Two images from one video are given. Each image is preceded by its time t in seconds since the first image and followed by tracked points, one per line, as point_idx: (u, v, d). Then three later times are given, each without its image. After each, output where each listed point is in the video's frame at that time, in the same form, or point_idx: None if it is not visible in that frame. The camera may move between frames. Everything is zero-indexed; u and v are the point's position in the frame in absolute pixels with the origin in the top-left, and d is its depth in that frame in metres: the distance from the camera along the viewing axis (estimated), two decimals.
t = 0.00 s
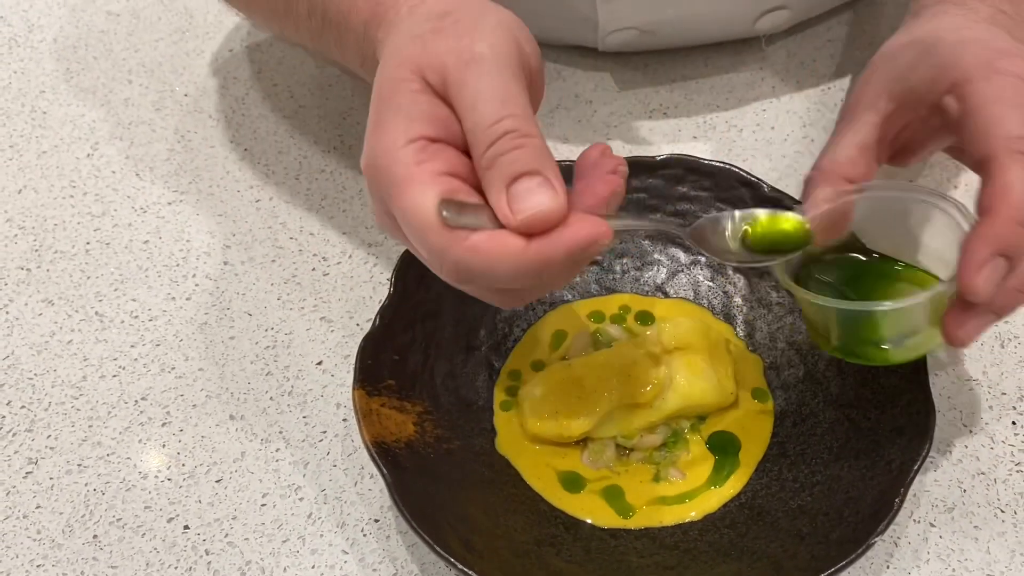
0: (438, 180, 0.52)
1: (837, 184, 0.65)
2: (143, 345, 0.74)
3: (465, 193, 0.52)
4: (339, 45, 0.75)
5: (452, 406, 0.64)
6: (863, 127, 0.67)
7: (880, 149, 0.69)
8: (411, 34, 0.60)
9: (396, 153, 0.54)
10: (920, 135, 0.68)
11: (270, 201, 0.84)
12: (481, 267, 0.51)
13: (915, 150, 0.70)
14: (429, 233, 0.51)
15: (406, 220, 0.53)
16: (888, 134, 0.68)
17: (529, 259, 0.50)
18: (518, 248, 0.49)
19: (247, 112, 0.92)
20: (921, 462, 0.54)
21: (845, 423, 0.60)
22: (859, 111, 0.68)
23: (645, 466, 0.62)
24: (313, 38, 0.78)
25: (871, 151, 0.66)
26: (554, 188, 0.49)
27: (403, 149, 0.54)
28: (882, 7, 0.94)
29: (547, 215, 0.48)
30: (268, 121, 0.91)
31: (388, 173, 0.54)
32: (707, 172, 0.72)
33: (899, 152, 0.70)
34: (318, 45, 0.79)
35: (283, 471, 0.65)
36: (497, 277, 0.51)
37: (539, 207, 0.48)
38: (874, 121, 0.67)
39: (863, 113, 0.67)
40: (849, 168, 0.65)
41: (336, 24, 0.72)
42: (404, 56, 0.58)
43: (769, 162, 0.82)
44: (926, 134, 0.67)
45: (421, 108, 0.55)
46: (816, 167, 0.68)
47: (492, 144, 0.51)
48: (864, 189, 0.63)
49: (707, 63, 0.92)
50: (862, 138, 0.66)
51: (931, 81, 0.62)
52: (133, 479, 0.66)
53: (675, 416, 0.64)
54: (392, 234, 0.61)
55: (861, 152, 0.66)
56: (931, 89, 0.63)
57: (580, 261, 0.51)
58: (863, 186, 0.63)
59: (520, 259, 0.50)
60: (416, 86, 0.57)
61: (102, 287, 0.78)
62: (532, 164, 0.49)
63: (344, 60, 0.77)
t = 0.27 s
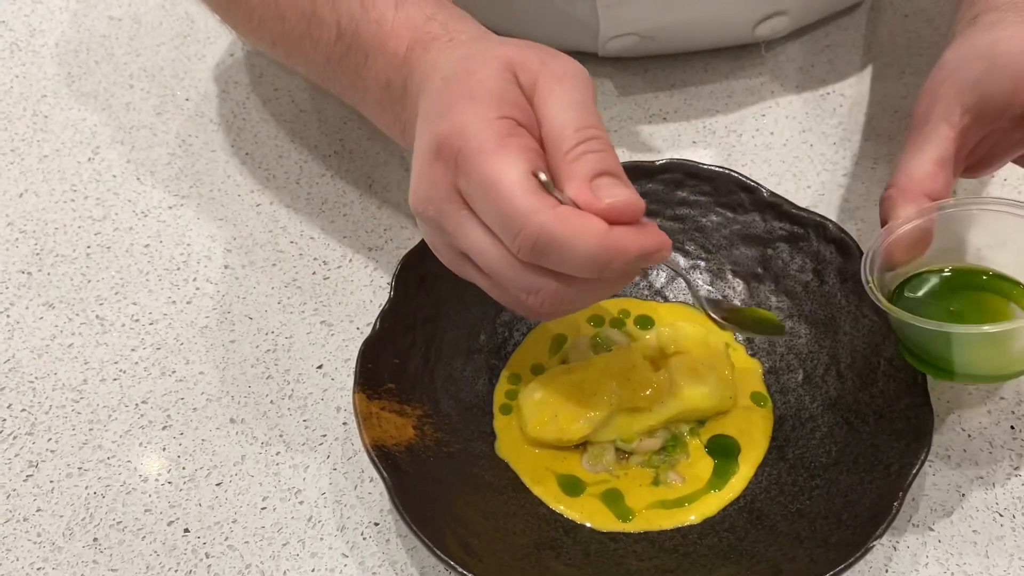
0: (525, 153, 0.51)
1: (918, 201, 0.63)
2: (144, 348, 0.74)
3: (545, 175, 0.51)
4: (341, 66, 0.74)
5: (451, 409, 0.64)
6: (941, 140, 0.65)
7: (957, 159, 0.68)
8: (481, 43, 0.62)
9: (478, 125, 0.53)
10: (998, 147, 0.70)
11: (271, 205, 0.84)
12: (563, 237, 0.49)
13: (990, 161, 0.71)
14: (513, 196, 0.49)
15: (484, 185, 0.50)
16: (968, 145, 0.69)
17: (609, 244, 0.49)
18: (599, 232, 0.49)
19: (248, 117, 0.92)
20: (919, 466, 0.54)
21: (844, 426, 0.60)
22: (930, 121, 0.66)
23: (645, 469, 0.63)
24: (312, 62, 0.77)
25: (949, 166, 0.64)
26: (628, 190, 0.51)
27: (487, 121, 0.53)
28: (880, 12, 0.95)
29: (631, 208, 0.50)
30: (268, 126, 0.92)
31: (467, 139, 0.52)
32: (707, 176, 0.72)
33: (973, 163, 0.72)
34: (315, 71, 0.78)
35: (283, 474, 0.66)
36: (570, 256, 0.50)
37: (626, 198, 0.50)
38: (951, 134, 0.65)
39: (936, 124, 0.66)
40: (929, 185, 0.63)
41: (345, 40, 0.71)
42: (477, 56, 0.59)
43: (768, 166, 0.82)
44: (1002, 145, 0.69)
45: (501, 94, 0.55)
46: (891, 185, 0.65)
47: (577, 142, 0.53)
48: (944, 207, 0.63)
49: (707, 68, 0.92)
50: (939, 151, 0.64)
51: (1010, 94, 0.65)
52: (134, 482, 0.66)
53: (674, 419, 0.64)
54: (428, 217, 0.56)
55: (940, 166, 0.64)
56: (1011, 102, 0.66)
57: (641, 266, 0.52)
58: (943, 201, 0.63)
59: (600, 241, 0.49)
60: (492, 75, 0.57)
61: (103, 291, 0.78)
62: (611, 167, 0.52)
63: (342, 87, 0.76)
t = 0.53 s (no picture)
0: (553, 172, 0.51)
1: (917, 198, 0.63)
2: (144, 352, 0.74)
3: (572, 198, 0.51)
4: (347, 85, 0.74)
5: (452, 413, 0.64)
6: (940, 139, 0.66)
7: (958, 158, 0.69)
8: (508, 70, 0.62)
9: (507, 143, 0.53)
10: (998, 148, 0.70)
11: (271, 209, 0.84)
12: (590, 255, 0.48)
13: (988, 162, 0.71)
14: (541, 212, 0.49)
15: (512, 199, 0.50)
16: (971, 143, 0.69)
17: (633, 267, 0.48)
18: (626, 255, 0.48)
19: (249, 121, 0.92)
20: (920, 471, 0.54)
21: (845, 431, 0.60)
22: (931, 121, 0.67)
23: (646, 474, 0.63)
24: (317, 84, 0.77)
25: (949, 164, 0.65)
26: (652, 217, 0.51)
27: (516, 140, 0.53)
28: (880, 16, 0.95)
29: (655, 236, 0.50)
30: (269, 129, 0.92)
31: (495, 155, 0.52)
32: (707, 181, 0.72)
33: (973, 163, 0.71)
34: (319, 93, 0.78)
35: (283, 478, 0.66)
36: (594, 275, 0.49)
37: (650, 226, 0.49)
38: (950, 132, 0.66)
39: (937, 123, 0.66)
40: (929, 183, 0.64)
41: (354, 57, 0.72)
42: (504, 80, 0.60)
43: (768, 171, 0.82)
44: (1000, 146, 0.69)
45: (529, 117, 0.56)
46: (891, 182, 0.66)
47: (603, 169, 0.53)
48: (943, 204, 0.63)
49: (707, 73, 0.93)
50: (938, 150, 0.65)
51: (1011, 94, 0.65)
52: (134, 486, 0.66)
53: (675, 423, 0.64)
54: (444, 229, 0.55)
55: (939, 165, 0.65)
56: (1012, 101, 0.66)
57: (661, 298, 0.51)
58: (943, 199, 0.63)
59: (625, 263, 0.48)
60: (522, 99, 0.57)
61: (103, 294, 0.78)
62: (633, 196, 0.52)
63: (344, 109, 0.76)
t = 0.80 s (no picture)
0: (477, 174, 0.49)
1: (923, 201, 0.63)
2: (144, 357, 0.74)
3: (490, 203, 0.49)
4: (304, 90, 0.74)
5: (453, 419, 0.64)
6: (947, 142, 0.65)
7: (965, 161, 0.68)
8: (456, 80, 0.61)
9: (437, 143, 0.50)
10: (1005, 150, 0.70)
11: (271, 213, 0.84)
12: (500, 262, 0.45)
13: (994, 164, 0.71)
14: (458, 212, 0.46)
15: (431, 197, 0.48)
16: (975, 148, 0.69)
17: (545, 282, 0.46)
18: (537, 269, 0.46)
19: (250, 125, 0.92)
20: (921, 479, 0.54)
21: (846, 437, 0.60)
22: (936, 125, 0.67)
23: (647, 481, 0.62)
24: (272, 86, 0.77)
25: (955, 169, 0.64)
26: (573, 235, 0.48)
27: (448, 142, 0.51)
28: (882, 21, 0.95)
29: (573, 252, 0.47)
30: (270, 133, 0.92)
31: (420, 152, 0.50)
32: (708, 186, 0.72)
33: (979, 166, 0.71)
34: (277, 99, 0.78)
35: (283, 484, 0.65)
36: (504, 284, 0.46)
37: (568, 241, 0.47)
38: (957, 135, 0.65)
39: (942, 127, 0.66)
40: (935, 185, 0.63)
41: (310, 61, 0.73)
42: (449, 87, 0.59)
43: (770, 176, 0.82)
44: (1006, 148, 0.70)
45: (466, 124, 0.54)
46: (897, 185, 0.65)
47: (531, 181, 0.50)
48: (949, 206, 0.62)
49: (708, 78, 0.92)
50: (944, 153, 0.64)
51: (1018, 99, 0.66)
52: (134, 491, 0.66)
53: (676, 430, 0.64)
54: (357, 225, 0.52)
55: (945, 168, 0.64)
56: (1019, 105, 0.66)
57: (574, 321, 0.48)
58: (950, 201, 0.62)
59: (537, 275, 0.46)
60: (461, 104, 0.56)
61: (104, 298, 0.78)
62: (558, 214, 0.49)
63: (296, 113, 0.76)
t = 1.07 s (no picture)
0: (454, 201, 0.50)
1: (898, 200, 0.63)
2: (143, 359, 0.74)
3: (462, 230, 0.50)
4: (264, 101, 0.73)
5: (452, 422, 0.63)
6: (924, 142, 0.65)
7: (942, 162, 0.68)
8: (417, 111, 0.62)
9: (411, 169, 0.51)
10: (983, 154, 0.69)
11: (271, 215, 0.84)
12: (477, 284, 0.46)
13: (973, 168, 0.70)
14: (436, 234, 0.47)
15: (409, 218, 0.48)
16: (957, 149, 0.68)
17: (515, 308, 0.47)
18: (513, 296, 0.47)
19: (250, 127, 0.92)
20: (922, 483, 0.54)
21: (847, 441, 0.60)
22: (917, 125, 0.67)
23: (646, 484, 0.62)
24: (231, 95, 0.77)
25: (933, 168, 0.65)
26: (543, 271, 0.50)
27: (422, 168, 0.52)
28: (883, 23, 0.95)
29: (542, 284, 0.49)
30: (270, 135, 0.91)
31: (400, 173, 0.51)
32: (709, 189, 0.72)
33: (958, 169, 0.70)
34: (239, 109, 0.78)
35: (282, 487, 0.65)
36: (477, 306, 0.47)
37: (537, 272, 0.49)
38: (935, 136, 0.66)
39: (921, 128, 0.66)
40: (911, 185, 0.63)
41: (270, 75, 0.73)
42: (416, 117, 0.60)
43: (770, 178, 0.82)
44: (985, 153, 0.69)
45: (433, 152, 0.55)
46: (874, 184, 0.65)
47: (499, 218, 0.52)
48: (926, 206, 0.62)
49: (709, 80, 0.92)
50: (921, 153, 0.65)
51: (998, 100, 0.65)
52: (132, 494, 0.66)
53: (675, 434, 0.64)
54: (322, 237, 0.52)
55: (922, 169, 0.64)
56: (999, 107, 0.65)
57: (535, 351, 0.49)
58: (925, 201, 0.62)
59: (508, 300, 0.47)
60: (431, 134, 0.57)
61: (103, 300, 0.78)
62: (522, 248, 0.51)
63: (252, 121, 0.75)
